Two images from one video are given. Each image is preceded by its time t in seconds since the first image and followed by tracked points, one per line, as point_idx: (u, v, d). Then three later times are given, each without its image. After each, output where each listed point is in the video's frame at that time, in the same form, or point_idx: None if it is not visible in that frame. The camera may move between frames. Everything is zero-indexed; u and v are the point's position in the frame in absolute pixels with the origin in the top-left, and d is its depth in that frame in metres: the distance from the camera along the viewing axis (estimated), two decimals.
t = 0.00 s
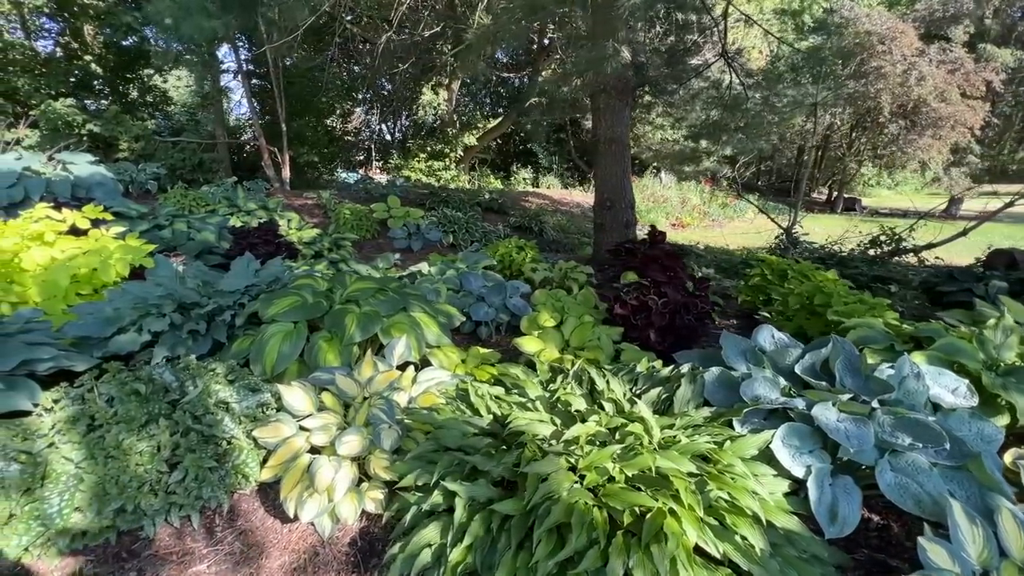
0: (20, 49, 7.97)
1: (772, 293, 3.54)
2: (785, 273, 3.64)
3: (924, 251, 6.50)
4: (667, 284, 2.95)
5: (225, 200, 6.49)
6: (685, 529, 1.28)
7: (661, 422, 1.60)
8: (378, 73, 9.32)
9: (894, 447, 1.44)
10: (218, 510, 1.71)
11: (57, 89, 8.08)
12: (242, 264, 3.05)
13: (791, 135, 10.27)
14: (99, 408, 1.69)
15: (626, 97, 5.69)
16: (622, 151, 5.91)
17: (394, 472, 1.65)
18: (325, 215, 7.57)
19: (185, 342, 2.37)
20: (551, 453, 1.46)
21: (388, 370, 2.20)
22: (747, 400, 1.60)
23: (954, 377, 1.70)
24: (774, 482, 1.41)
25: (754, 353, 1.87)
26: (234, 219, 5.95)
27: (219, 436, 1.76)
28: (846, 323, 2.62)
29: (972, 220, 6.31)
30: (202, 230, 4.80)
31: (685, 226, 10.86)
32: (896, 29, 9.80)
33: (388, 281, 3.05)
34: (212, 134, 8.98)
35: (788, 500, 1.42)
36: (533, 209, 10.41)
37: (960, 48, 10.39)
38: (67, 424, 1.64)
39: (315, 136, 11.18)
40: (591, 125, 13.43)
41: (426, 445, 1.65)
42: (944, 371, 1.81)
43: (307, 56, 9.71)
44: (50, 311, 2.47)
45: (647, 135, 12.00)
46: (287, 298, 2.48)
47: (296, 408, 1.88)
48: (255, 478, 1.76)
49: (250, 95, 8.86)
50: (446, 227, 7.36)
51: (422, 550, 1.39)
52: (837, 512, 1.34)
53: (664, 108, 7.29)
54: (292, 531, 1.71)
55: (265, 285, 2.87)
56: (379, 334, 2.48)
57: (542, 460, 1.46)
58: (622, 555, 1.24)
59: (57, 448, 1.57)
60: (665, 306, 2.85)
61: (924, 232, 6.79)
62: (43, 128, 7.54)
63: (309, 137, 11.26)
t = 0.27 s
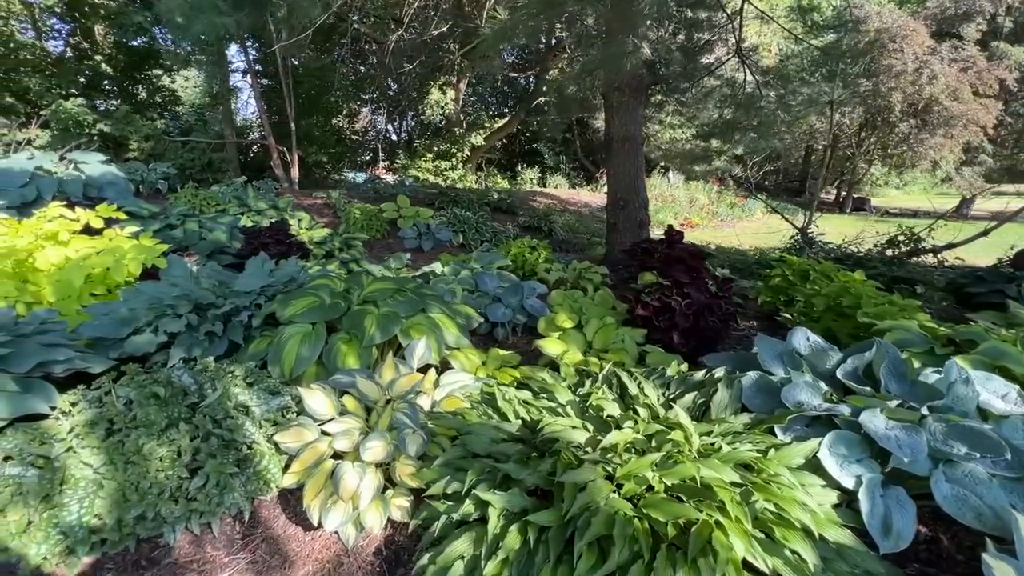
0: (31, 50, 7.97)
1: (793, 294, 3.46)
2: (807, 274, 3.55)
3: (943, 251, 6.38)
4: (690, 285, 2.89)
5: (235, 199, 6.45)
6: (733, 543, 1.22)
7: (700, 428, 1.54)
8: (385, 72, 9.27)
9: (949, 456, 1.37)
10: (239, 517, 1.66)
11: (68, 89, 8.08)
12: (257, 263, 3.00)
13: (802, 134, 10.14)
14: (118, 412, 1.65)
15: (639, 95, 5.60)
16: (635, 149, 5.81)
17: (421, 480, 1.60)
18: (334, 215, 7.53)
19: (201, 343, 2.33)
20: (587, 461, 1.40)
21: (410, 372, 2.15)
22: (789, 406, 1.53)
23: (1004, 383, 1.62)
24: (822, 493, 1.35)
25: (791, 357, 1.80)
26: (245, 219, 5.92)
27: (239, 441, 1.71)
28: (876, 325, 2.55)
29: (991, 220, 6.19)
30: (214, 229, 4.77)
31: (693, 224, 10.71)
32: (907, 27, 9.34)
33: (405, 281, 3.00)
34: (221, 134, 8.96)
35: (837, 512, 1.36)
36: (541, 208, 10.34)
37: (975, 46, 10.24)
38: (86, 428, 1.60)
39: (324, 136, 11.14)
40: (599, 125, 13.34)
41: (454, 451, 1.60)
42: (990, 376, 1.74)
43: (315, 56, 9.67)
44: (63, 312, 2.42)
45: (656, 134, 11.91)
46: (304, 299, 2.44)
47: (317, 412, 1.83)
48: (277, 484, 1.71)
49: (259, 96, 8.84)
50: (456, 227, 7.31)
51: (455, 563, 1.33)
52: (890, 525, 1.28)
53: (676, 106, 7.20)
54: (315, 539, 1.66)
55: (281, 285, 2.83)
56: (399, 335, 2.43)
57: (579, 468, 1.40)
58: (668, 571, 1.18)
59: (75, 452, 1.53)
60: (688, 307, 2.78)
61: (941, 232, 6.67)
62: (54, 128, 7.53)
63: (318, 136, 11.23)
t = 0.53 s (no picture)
0: (42, 49, 7.97)
1: (814, 297, 3.38)
2: (827, 275, 3.47)
3: (961, 252, 6.28)
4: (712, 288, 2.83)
5: (245, 199, 6.43)
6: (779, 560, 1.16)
7: (736, 438, 1.48)
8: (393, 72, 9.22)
9: (1001, 469, 1.31)
10: (260, 525, 1.62)
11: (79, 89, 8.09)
12: (271, 264, 2.97)
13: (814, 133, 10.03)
14: (137, 417, 1.61)
15: (654, 93, 5.50)
16: (649, 149, 5.70)
17: (446, 488, 1.55)
18: (343, 215, 7.50)
19: (216, 346, 2.29)
20: (621, 472, 1.35)
21: (430, 376, 2.10)
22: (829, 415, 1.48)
23: None
24: (869, 506, 1.29)
25: (826, 363, 1.75)
26: (256, 218, 5.90)
27: (259, 447, 1.67)
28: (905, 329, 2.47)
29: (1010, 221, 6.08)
30: (225, 229, 4.75)
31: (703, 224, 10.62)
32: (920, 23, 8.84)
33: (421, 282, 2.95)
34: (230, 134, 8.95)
35: (884, 526, 1.30)
36: (550, 208, 10.29)
37: (990, 44, 10.09)
38: (104, 433, 1.56)
39: (332, 135, 11.11)
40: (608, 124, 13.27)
41: (480, 460, 1.56)
42: None
43: (323, 55, 9.63)
44: (78, 313, 2.39)
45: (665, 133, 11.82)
46: (321, 301, 2.40)
47: (338, 417, 1.79)
48: (299, 491, 1.67)
49: (267, 95, 8.81)
50: (465, 227, 7.27)
51: None
52: (942, 541, 1.22)
53: (687, 106, 7.11)
54: (337, 548, 1.62)
55: (297, 286, 2.79)
56: (417, 338, 2.38)
57: (613, 479, 1.35)
58: None
59: (94, 458, 1.49)
60: (710, 310, 2.72)
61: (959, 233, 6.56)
62: (65, 128, 7.53)
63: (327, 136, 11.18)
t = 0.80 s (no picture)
0: (58, 51, 8.06)
1: (836, 301, 3.30)
2: (850, 279, 3.38)
3: (979, 256, 6.17)
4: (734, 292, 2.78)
5: (258, 200, 6.44)
6: None
7: (773, 450, 1.43)
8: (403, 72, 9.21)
9: None
10: (279, 534, 1.59)
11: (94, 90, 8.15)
12: (287, 266, 2.94)
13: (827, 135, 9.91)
14: (157, 423, 1.59)
15: (668, 93, 5.38)
16: (663, 150, 5.57)
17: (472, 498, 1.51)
18: (355, 216, 7.49)
19: (234, 349, 2.27)
20: (654, 485, 1.31)
21: (451, 382, 2.07)
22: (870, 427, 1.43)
23: None
24: (915, 523, 1.24)
25: (861, 372, 1.70)
26: (268, 219, 5.90)
27: (280, 454, 1.63)
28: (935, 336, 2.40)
29: None
30: (239, 230, 4.75)
31: (714, 226, 10.53)
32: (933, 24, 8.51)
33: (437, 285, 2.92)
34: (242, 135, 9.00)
35: (932, 544, 1.25)
36: (559, 209, 10.25)
37: (1007, 43, 9.90)
38: (124, 439, 1.54)
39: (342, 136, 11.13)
40: (618, 125, 13.22)
41: (507, 470, 1.51)
42: None
43: (332, 56, 9.63)
44: (95, 316, 2.36)
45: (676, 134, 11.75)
46: (339, 304, 2.37)
47: (359, 424, 1.75)
48: (319, 500, 1.63)
49: (278, 96, 8.83)
50: (476, 229, 7.25)
51: None
52: (996, 562, 1.16)
53: (699, 106, 7.03)
54: (359, 558, 1.58)
55: (313, 289, 2.76)
56: (436, 342, 2.35)
57: (646, 493, 1.31)
58: None
59: (114, 465, 1.47)
60: (733, 315, 2.67)
61: (977, 236, 6.46)
62: (80, 129, 7.59)
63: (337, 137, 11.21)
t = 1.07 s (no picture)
0: (75, 53, 8.15)
1: (856, 305, 3.25)
2: (870, 283, 3.32)
3: (998, 260, 6.07)
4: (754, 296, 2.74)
5: (271, 200, 6.47)
6: None
7: (805, 459, 1.40)
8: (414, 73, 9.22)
9: None
10: (300, 538, 1.58)
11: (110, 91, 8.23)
12: (303, 267, 2.94)
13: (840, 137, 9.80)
14: (178, 425, 1.58)
15: (683, 93, 5.20)
16: (678, 152, 5.37)
17: (496, 504, 1.49)
18: (366, 216, 7.51)
19: (252, 351, 2.26)
20: (684, 494, 1.28)
21: (470, 385, 2.05)
22: (905, 436, 1.39)
23: None
24: (955, 537, 1.21)
25: (892, 380, 1.66)
26: (282, 220, 5.93)
27: (301, 457, 1.62)
28: (962, 343, 2.35)
29: None
30: (253, 230, 4.78)
31: (725, 227, 10.44)
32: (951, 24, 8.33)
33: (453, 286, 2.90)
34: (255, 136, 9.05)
35: (971, 559, 1.22)
36: (569, 211, 10.22)
37: None
38: (146, 441, 1.53)
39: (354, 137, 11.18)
40: (628, 127, 13.17)
41: (530, 477, 1.49)
42: None
43: (343, 57, 9.66)
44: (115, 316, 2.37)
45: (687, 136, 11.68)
46: (357, 306, 2.36)
47: (380, 427, 1.74)
48: (340, 504, 1.62)
49: (290, 97, 8.88)
50: (488, 230, 7.24)
51: None
52: None
53: (712, 107, 6.97)
54: (380, 563, 1.56)
55: (330, 290, 2.76)
56: (454, 345, 2.33)
57: (676, 503, 1.28)
58: None
59: (136, 467, 1.46)
60: (754, 320, 2.63)
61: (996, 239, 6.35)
62: (97, 130, 7.66)
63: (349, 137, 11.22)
